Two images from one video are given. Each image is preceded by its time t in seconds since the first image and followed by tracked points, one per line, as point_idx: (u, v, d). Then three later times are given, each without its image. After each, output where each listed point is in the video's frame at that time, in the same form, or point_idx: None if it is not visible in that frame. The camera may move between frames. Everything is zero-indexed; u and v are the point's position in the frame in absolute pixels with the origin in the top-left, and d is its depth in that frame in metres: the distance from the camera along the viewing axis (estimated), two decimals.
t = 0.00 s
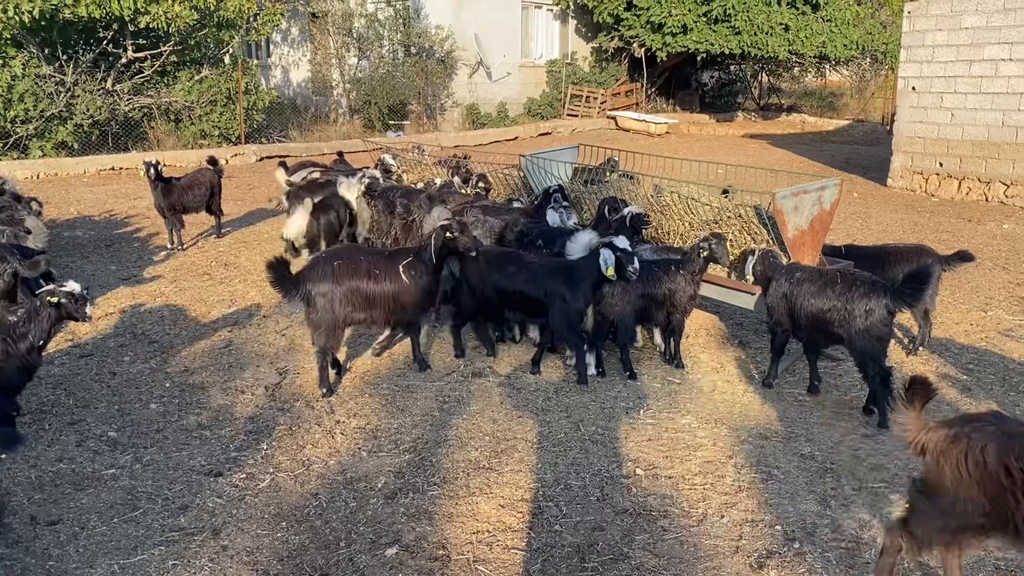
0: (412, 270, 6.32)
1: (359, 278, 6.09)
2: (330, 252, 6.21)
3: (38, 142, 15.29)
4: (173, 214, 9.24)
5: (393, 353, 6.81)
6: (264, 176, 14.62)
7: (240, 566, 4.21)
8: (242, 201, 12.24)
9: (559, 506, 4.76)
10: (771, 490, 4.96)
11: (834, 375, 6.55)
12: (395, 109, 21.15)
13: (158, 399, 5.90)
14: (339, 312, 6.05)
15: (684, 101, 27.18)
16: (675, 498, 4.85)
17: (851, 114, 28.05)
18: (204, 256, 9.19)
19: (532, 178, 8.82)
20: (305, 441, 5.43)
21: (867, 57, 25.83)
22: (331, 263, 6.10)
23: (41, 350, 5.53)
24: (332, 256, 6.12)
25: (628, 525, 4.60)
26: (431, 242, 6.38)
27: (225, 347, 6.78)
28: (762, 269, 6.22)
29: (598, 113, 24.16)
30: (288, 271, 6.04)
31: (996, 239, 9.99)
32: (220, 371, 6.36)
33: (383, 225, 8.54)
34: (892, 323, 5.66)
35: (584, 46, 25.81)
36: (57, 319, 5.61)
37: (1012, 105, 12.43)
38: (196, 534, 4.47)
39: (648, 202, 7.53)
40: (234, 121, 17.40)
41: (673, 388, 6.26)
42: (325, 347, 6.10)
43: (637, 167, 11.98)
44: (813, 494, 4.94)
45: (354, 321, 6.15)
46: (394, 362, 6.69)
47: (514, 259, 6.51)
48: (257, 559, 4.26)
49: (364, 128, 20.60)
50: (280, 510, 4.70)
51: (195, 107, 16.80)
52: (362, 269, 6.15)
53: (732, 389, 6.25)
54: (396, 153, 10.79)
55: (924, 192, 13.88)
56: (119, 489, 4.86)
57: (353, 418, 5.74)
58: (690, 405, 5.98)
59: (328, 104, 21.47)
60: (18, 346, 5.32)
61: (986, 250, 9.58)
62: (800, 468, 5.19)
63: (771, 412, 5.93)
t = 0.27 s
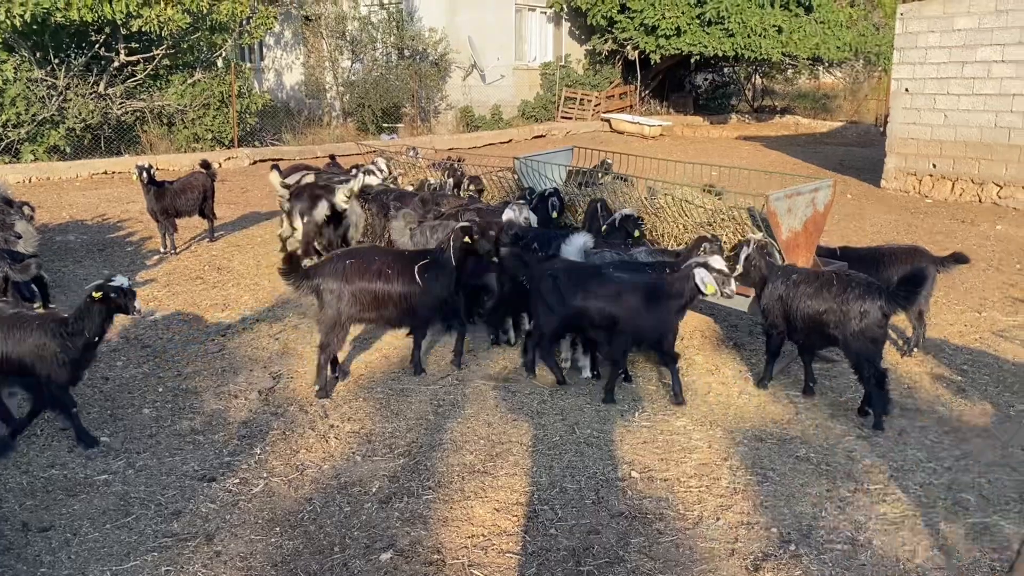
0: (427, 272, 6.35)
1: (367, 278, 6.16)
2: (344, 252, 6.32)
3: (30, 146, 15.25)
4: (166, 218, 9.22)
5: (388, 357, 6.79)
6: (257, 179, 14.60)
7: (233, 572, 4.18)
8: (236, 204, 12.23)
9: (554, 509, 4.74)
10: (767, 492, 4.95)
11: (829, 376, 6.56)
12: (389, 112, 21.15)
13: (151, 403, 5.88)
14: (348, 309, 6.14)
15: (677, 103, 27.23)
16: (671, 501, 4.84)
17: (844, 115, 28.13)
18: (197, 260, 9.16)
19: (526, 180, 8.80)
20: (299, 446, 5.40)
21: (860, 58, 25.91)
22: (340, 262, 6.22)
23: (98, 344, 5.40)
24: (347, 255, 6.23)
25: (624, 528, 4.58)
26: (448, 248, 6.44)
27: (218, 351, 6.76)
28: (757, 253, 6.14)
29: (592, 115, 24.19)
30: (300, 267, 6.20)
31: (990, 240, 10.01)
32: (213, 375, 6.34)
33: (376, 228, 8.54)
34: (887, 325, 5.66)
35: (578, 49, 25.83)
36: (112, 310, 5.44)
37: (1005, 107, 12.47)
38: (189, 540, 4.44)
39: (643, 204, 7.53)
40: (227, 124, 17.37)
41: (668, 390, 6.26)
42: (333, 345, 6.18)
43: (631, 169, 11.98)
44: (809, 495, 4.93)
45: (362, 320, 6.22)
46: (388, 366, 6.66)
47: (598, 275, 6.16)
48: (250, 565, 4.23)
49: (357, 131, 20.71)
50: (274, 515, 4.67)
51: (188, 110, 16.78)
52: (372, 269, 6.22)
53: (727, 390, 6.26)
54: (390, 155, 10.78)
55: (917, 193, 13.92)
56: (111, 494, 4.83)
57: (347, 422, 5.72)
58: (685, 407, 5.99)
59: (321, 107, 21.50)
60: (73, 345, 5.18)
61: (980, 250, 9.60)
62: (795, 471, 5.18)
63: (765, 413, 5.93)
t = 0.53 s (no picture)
0: (450, 278, 6.47)
1: (389, 283, 6.32)
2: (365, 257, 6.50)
3: (20, 151, 15.19)
4: (158, 222, 9.20)
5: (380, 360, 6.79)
6: (249, 184, 14.58)
7: None
8: (228, 209, 12.21)
9: (547, 512, 4.75)
10: (759, 494, 4.96)
11: (821, 378, 6.59)
12: (381, 116, 21.15)
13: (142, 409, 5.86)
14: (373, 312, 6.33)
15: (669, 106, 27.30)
16: (664, 503, 4.85)
17: (835, 118, 28.23)
18: (189, 264, 9.15)
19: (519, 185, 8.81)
20: (291, 450, 5.39)
21: (850, 61, 26.03)
22: (361, 266, 6.40)
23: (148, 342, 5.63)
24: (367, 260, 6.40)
25: (617, 530, 4.59)
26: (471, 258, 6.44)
27: (210, 355, 6.75)
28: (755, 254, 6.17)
29: (584, 119, 24.24)
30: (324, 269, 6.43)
31: (980, 242, 10.07)
32: (205, 380, 6.33)
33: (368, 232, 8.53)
34: (880, 328, 5.74)
35: (570, 53, 25.88)
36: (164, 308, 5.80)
37: (994, 109, 12.56)
38: (181, 545, 4.43)
39: (634, 207, 7.56)
40: (218, 129, 17.33)
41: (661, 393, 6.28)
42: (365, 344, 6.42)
43: (622, 172, 12.01)
44: (800, 496, 4.94)
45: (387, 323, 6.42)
46: (381, 370, 6.67)
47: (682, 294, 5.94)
48: (242, 570, 4.22)
49: (349, 135, 20.70)
50: (266, 519, 4.66)
51: (179, 115, 16.73)
52: (393, 274, 6.38)
53: (719, 393, 6.28)
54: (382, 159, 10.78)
55: (908, 195, 13.99)
56: (102, 500, 4.82)
57: (340, 427, 5.71)
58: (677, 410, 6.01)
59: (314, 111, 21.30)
60: (123, 339, 5.47)
61: (970, 252, 9.66)
62: (787, 472, 5.20)
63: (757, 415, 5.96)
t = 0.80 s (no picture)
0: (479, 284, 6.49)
1: (413, 286, 6.34)
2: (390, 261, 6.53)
3: (8, 156, 15.11)
4: (146, 227, 9.17)
5: (370, 364, 6.79)
6: (238, 188, 14.55)
7: None
8: (217, 213, 12.18)
9: (538, 515, 4.75)
10: (749, 495, 4.98)
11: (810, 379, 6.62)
12: (370, 120, 21.15)
13: (131, 415, 5.84)
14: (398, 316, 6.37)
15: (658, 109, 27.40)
16: (654, 505, 4.86)
17: (823, 121, 28.38)
18: (178, 269, 9.12)
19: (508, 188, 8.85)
20: (281, 455, 5.38)
21: (838, 65, 26.17)
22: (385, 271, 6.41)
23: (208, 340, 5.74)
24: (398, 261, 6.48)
25: (608, 533, 4.59)
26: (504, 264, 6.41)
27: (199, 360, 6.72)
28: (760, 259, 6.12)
29: (573, 122, 24.30)
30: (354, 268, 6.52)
31: (967, 244, 10.13)
32: (193, 385, 6.30)
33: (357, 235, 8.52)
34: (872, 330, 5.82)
35: (559, 56, 25.94)
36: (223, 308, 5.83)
37: (980, 111, 12.66)
38: (170, 551, 4.41)
39: (624, 209, 7.59)
40: (207, 133, 17.29)
41: (651, 395, 6.30)
42: (379, 345, 6.45)
43: (612, 175, 12.05)
44: (789, 498, 4.96)
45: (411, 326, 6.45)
46: (371, 374, 6.66)
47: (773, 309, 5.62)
48: None
49: (339, 139, 20.69)
50: (256, 524, 4.64)
51: (168, 119, 16.68)
52: (418, 277, 6.40)
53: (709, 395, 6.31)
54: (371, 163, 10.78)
55: (895, 197, 14.09)
56: (91, 507, 4.79)
57: (330, 431, 5.71)
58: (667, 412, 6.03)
59: (302, 115, 21.57)
60: (187, 338, 5.55)
61: (957, 253, 9.72)
62: (777, 474, 5.22)
63: (746, 417, 5.98)
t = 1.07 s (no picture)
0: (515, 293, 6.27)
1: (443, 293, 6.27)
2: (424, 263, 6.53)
3: None
4: (133, 231, 9.13)
5: (359, 368, 6.78)
6: (224, 192, 14.50)
7: None
8: (204, 217, 12.13)
9: (527, 518, 4.75)
10: (736, 496, 5.00)
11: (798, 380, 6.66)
12: (358, 123, 21.14)
13: (118, 420, 5.81)
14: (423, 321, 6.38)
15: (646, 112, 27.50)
16: (643, 507, 4.87)
17: (809, 124, 28.55)
18: (165, 273, 9.08)
19: (497, 192, 8.88)
20: (270, 459, 5.37)
21: (823, 68, 26.33)
22: (417, 275, 6.41)
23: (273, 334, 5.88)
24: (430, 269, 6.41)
25: (597, 535, 4.60)
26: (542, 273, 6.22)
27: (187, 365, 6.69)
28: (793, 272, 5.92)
29: (561, 125, 24.36)
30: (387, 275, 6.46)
31: (953, 245, 10.21)
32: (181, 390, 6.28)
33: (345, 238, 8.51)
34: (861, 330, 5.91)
35: (546, 60, 26.00)
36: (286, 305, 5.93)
37: (964, 114, 12.77)
38: (158, 556, 4.38)
39: (610, 212, 7.58)
40: (194, 136, 17.22)
41: (640, 397, 6.32)
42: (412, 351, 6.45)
43: (599, 178, 12.09)
44: (777, 498, 4.99)
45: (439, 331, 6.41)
46: (360, 377, 6.66)
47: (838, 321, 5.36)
48: None
49: (326, 142, 20.67)
50: (245, 529, 4.63)
51: (154, 123, 16.61)
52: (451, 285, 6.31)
53: (697, 396, 6.34)
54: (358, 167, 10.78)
55: (881, 199, 14.20)
56: (78, 512, 4.76)
57: (318, 435, 5.70)
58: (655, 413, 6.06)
59: (289, 118, 21.48)
60: (252, 335, 5.67)
61: (942, 255, 9.81)
62: (764, 475, 5.24)
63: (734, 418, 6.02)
